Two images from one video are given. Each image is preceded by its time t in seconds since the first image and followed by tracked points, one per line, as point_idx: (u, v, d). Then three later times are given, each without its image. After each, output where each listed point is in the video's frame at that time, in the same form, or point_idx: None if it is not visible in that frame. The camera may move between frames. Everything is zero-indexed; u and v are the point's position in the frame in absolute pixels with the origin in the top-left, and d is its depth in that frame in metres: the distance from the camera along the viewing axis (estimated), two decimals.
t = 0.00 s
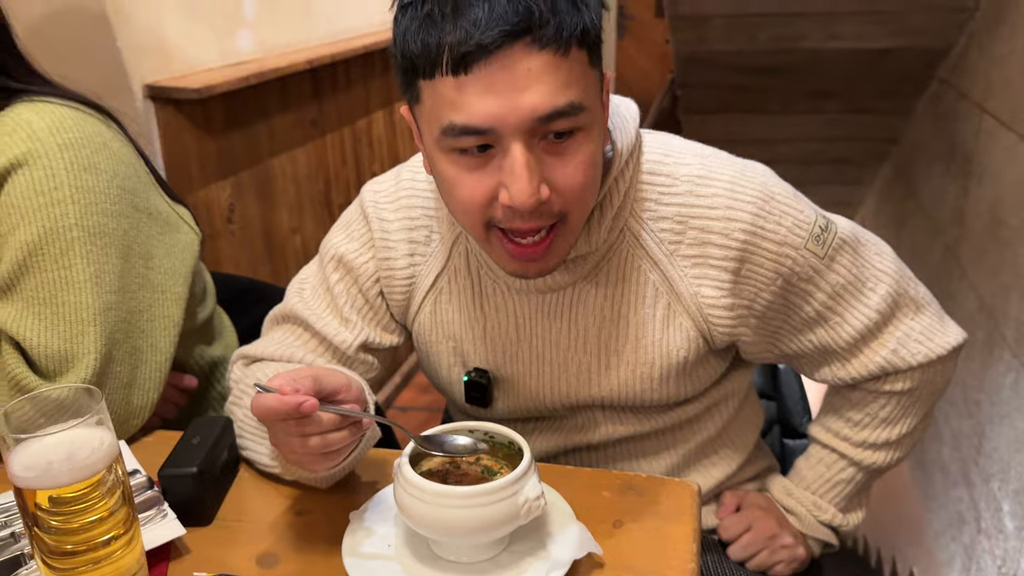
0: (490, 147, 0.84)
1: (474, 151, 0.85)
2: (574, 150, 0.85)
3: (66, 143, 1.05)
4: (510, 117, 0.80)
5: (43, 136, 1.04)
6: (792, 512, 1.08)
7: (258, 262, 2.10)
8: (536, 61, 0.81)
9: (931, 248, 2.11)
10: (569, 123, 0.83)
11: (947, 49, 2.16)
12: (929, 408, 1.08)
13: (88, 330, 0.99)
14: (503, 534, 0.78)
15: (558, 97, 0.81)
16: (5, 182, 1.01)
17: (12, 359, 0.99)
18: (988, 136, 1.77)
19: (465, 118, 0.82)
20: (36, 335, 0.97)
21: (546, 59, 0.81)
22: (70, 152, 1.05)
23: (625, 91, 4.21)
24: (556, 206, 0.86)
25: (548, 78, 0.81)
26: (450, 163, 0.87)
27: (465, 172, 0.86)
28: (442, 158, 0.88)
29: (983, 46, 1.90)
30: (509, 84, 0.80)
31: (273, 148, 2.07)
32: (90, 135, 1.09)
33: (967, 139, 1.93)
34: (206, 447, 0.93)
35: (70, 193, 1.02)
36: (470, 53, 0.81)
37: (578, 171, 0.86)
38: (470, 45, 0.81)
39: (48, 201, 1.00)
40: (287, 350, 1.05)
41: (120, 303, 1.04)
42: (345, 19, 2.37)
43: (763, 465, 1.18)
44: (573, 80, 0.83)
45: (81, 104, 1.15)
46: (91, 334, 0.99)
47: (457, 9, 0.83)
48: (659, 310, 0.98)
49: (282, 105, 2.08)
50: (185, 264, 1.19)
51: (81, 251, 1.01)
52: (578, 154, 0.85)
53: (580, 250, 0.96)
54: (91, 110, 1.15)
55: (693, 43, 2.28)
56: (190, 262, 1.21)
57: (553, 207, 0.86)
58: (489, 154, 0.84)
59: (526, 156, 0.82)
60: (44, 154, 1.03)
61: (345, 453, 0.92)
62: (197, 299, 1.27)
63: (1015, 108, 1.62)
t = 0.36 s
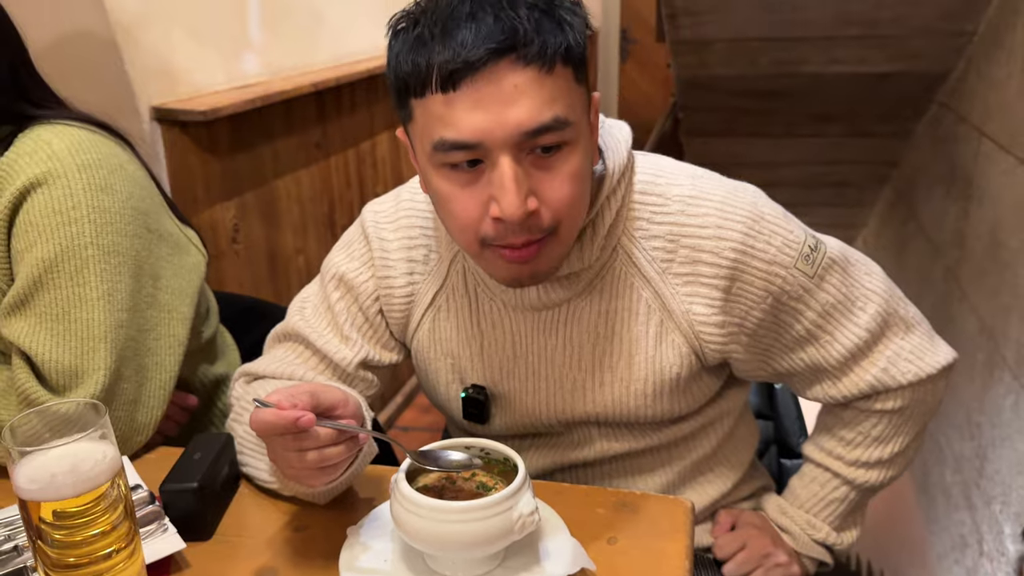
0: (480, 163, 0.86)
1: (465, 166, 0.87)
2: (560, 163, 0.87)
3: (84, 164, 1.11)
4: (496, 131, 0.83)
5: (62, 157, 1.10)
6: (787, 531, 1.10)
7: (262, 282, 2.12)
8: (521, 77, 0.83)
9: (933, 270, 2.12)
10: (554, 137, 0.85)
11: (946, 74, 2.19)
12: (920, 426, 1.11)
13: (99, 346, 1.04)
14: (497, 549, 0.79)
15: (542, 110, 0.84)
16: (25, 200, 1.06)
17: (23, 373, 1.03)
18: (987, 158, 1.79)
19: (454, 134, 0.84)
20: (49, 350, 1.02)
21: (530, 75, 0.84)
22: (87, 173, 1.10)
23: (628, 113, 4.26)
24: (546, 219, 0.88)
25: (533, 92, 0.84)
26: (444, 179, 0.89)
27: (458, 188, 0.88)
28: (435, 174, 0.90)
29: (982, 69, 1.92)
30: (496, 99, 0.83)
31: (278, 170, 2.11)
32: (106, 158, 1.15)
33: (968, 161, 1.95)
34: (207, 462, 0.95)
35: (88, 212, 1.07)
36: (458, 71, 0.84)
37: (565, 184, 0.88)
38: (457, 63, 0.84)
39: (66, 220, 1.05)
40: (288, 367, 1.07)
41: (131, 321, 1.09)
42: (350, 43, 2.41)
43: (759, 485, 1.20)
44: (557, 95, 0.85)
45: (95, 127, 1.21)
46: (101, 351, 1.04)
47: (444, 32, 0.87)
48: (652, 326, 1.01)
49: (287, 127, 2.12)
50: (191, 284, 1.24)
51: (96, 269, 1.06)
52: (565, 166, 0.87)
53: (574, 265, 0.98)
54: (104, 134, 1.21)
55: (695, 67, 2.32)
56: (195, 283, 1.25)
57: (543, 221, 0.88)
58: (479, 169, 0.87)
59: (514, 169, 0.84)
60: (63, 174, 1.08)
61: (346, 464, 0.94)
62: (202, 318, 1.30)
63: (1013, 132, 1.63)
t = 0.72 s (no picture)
0: (474, 171, 0.87)
1: (459, 176, 0.88)
2: (555, 172, 0.87)
3: (91, 176, 1.12)
4: (489, 140, 0.84)
5: (69, 169, 1.11)
6: (789, 545, 1.10)
7: (267, 294, 2.13)
8: (512, 86, 0.84)
9: (937, 285, 2.12)
10: (548, 144, 0.86)
11: (949, 90, 2.20)
12: (922, 440, 1.11)
13: (104, 357, 1.05)
14: (498, 561, 0.79)
15: (535, 118, 0.84)
16: (33, 212, 1.08)
17: (28, 383, 1.04)
18: (990, 173, 1.79)
19: (449, 144, 0.86)
20: (54, 360, 1.03)
21: (520, 84, 0.84)
22: (94, 185, 1.11)
23: (633, 126, 4.28)
24: (542, 229, 0.89)
25: (524, 99, 0.84)
26: (441, 190, 0.90)
27: (455, 198, 0.89)
28: (432, 185, 0.91)
29: (985, 85, 1.93)
30: (486, 108, 0.84)
31: (283, 183, 2.12)
32: (113, 170, 1.16)
33: (971, 176, 1.95)
34: (209, 473, 0.95)
35: (94, 224, 1.08)
36: (448, 83, 0.85)
37: (561, 192, 0.88)
38: (448, 74, 0.85)
39: (72, 231, 1.07)
40: (291, 378, 1.08)
41: (136, 332, 1.10)
42: (356, 58, 2.43)
43: (761, 499, 1.20)
44: (550, 104, 0.86)
45: (102, 140, 1.22)
46: (107, 362, 1.05)
47: (436, 45, 0.89)
48: (654, 338, 1.02)
49: (292, 141, 2.13)
50: (196, 296, 1.25)
51: (102, 281, 1.07)
52: (560, 174, 0.88)
53: (575, 276, 0.99)
54: (111, 147, 1.22)
55: (698, 82, 2.33)
56: (201, 295, 1.26)
57: (538, 231, 0.89)
58: (474, 178, 0.87)
59: (508, 178, 0.85)
60: (70, 186, 1.09)
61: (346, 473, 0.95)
62: (206, 330, 1.31)
63: (1016, 147, 1.64)
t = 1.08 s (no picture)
0: (469, 195, 0.87)
1: (454, 199, 0.88)
2: (549, 197, 0.88)
3: (99, 184, 1.12)
4: (482, 169, 0.84)
5: (78, 177, 1.12)
6: (792, 556, 1.10)
7: (270, 303, 2.13)
8: (506, 114, 0.83)
9: (941, 295, 2.12)
10: (541, 171, 0.86)
11: (952, 100, 2.20)
12: (926, 451, 1.10)
13: (110, 365, 1.05)
14: (500, 571, 0.79)
15: (528, 147, 0.84)
16: (41, 220, 1.09)
17: (33, 391, 1.04)
18: (994, 184, 1.79)
19: (444, 170, 0.86)
20: (59, 368, 1.03)
21: (515, 112, 0.84)
22: (103, 193, 1.12)
23: (636, 136, 4.29)
24: (536, 252, 0.90)
25: (517, 127, 0.84)
26: (438, 210, 0.91)
27: (451, 220, 0.90)
28: (430, 204, 0.92)
29: (989, 96, 1.93)
30: (479, 136, 0.84)
31: (287, 193, 2.13)
32: (121, 179, 1.16)
33: (974, 186, 1.95)
34: (212, 481, 0.95)
35: (101, 232, 1.09)
36: (442, 112, 0.85)
37: (555, 216, 0.89)
38: (443, 102, 0.85)
39: (80, 239, 1.07)
40: (293, 387, 1.08)
41: (140, 340, 1.10)
42: (360, 68, 2.44)
43: (764, 510, 1.19)
44: (543, 132, 0.85)
45: (108, 149, 1.23)
46: (112, 370, 1.05)
47: (432, 66, 0.88)
48: (656, 347, 1.02)
49: (296, 150, 2.14)
50: (201, 306, 1.25)
51: (108, 289, 1.07)
52: (554, 199, 0.88)
53: (578, 284, 0.99)
54: (118, 157, 1.23)
55: (701, 92, 2.34)
56: (204, 304, 1.26)
57: (533, 254, 0.90)
58: (469, 201, 0.88)
59: (501, 205, 0.85)
60: (78, 195, 1.10)
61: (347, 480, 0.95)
62: (207, 339, 1.32)
63: (1020, 158, 1.63)
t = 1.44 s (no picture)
0: (464, 228, 0.87)
1: (450, 226, 0.88)
2: (543, 237, 0.88)
3: (108, 187, 1.13)
4: (478, 210, 0.84)
5: (86, 180, 1.12)
6: (795, 561, 1.10)
7: (273, 308, 2.14)
8: (507, 162, 0.83)
9: (944, 302, 2.11)
10: (536, 216, 0.86)
11: (955, 107, 2.20)
12: (928, 456, 1.10)
13: (116, 368, 1.05)
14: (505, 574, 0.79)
15: (525, 195, 0.84)
16: (49, 222, 1.09)
17: (39, 394, 1.04)
18: (997, 190, 1.79)
19: (442, 203, 0.86)
20: (66, 370, 1.04)
21: (516, 161, 0.83)
22: (111, 196, 1.13)
23: (639, 142, 4.30)
24: (525, 282, 0.91)
25: (516, 175, 0.84)
26: (435, 232, 0.92)
27: (446, 244, 0.90)
28: (429, 223, 0.92)
29: (992, 102, 1.93)
30: (479, 180, 0.84)
31: (290, 197, 2.13)
32: (129, 182, 1.17)
33: (978, 193, 1.95)
34: (216, 484, 0.95)
35: (109, 235, 1.10)
36: (444, 152, 0.84)
37: (547, 254, 0.89)
38: (445, 143, 0.84)
39: (89, 241, 1.08)
40: (300, 390, 1.08)
41: (147, 343, 1.10)
42: (364, 74, 2.46)
43: (767, 514, 1.19)
44: (542, 180, 0.85)
45: (115, 152, 1.24)
46: (118, 373, 1.05)
47: (439, 97, 0.87)
48: (658, 351, 1.02)
49: (300, 155, 2.15)
50: (206, 310, 1.26)
51: (116, 291, 1.08)
52: (549, 239, 0.88)
53: (580, 289, 0.99)
54: (125, 159, 1.23)
55: (704, 99, 2.35)
56: (210, 308, 1.26)
57: (521, 284, 0.91)
58: (464, 232, 0.88)
59: (495, 244, 0.86)
60: (87, 197, 1.11)
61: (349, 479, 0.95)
62: (211, 343, 1.33)
63: None
